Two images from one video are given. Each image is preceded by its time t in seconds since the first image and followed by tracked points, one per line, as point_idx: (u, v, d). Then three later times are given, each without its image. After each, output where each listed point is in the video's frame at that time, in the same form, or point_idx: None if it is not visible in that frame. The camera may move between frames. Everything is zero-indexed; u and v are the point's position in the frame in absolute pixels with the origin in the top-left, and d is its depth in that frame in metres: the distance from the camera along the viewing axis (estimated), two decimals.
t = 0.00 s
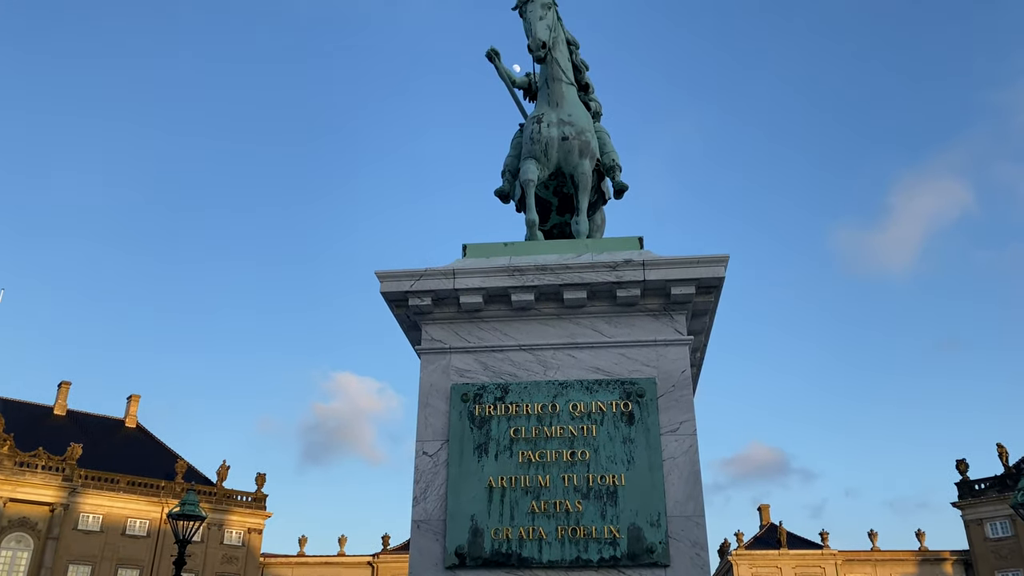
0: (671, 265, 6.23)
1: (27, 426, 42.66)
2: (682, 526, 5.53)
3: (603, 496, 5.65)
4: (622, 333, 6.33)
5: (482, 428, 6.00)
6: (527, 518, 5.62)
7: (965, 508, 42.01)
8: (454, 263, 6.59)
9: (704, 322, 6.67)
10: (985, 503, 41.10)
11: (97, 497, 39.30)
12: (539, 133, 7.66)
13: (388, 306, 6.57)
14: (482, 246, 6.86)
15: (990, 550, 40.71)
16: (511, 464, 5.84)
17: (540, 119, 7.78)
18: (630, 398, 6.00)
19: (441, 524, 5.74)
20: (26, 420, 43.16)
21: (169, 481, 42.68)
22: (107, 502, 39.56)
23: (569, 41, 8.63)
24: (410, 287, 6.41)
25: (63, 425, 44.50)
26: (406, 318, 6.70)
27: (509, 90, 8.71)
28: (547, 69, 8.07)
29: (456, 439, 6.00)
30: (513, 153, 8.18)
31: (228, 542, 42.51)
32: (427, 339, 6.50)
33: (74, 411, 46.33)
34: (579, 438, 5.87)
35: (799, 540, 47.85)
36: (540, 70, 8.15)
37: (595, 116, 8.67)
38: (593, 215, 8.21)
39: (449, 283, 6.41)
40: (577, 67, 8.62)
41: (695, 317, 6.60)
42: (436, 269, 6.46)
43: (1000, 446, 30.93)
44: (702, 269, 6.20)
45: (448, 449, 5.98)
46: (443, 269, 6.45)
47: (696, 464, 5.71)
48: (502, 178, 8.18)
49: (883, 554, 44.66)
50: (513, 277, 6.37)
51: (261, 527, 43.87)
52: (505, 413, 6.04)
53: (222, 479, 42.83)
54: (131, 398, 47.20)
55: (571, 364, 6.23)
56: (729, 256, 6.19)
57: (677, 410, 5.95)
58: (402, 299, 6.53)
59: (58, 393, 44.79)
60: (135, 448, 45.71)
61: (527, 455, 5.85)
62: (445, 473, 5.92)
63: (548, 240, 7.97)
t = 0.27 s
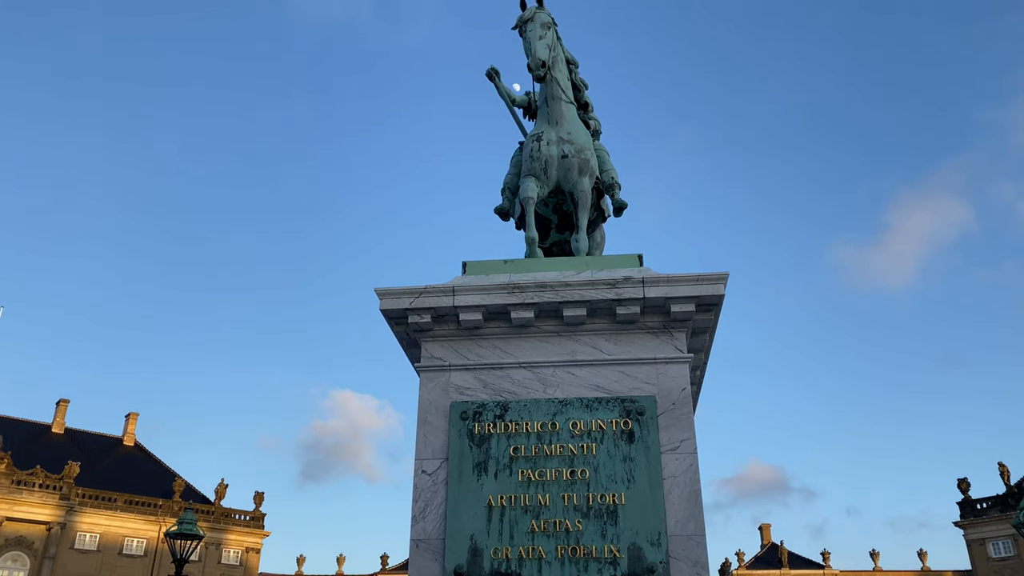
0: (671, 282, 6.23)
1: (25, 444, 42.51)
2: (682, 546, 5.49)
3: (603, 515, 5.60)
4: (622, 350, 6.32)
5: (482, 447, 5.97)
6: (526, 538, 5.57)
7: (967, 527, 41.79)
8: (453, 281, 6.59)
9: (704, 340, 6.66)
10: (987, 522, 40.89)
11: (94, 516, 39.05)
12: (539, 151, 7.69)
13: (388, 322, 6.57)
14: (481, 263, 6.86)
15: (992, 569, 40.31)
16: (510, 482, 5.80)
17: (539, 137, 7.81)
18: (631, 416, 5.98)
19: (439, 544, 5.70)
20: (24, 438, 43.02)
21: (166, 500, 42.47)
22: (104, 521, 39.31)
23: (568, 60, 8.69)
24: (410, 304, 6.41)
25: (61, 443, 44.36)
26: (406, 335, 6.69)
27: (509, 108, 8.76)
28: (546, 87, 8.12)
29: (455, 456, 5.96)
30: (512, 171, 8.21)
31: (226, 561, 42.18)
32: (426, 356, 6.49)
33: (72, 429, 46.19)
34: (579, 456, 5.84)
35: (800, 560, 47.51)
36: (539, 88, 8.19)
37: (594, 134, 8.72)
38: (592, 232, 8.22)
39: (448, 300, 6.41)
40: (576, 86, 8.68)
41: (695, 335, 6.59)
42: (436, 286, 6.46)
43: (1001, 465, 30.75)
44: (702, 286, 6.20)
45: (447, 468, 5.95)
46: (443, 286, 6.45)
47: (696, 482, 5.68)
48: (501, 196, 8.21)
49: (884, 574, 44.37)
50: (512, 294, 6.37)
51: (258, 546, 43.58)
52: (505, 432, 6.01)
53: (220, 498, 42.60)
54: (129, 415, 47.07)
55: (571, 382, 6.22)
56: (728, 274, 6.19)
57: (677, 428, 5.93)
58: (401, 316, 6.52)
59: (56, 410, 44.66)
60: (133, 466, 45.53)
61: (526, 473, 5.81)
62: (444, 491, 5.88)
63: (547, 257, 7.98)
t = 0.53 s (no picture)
0: (670, 299, 6.23)
1: (23, 461, 42.29)
2: (683, 564, 5.44)
3: (602, 534, 5.56)
4: (622, 367, 6.30)
5: (480, 464, 5.94)
6: (526, 557, 5.53)
7: (970, 547, 41.44)
8: (452, 298, 6.59)
9: (704, 357, 6.65)
10: (989, 541, 40.56)
11: (91, 534, 38.77)
12: (538, 169, 7.72)
13: (386, 339, 6.56)
14: (481, 279, 6.86)
15: None
16: (509, 500, 5.77)
17: (539, 154, 7.84)
18: (630, 434, 5.95)
19: (438, 563, 5.65)
20: (22, 456, 42.80)
21: (164, 518, 42.19)
22: (101, 540, 39.03)
23: (567, 78, 8.74)
24: (409, 321, 6.40)
25: (59, 461, 44.14)
26: (405, 352, 6.68)
27: (508, 126, 8.80)
28: (546, 105, 8.16)
29: (454, 475, 5.93)
30: (512, 189, 8.23)
31: None
32: (425, 374, 6.47)
33: (70, 447, 46.00)
34: (578, 474, 5.81)
35: None
36: (539, 106, 8.23)
37: (593, 152, 8.75)
38: (591, 249, 8.23)
39: (447, 317, 6.40)
40: (575, 104, 8.72)
41: (695, 352, 6.58)
42: (435, 303, 6.46)
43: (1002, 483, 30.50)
44: (701, 304, 6.19)
45: (446, 486, 5.91)
46: (442, 303, 6.45)
47: (697, 500, 5.65)
48: (501, 213, 8.23)
49: None
50: (512, 311, 6.36)
51: (256, 565, 43.24)
52: (504, 449, 5.98)
53: (218, 516, 42.33)
54: (128, 433, 46.83)
55: (571, 400, 6.19)
56: (727, 291, 6.19)
57: (677, 446, 5.90)
58: (400, 333, 6.51)
59: (54, 428, 44.47)
60: (130, 485, 45.27)
61: (526, 491, 5.78)
62: (443, 510, 5.84)
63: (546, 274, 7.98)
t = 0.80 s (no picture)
0: (670, 315, 6.23)
1: (20, 478, 42.06)
2: None
3: (602, 551, 5.52)
4: (621, 384, 6.29)
5: (479, 482, 5.91)
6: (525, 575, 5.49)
7: (971, 564, 41.15)
8: (452, 314, 6.59)
9: (703, 373, 6.64)
10: (990, 559, 40.31)
11: (88, 552, 38.46)
12: (538, 185, 7.74)
13: (385, 355, 6.54)
14: (480, 296, 6.86)
15: None
16: (508, 518, 5.74)
17: (538, 171, 7.86)
18: (630, 451, 5.93)
19: None
20: (19, 473, 42.57)
21: (161, 535, 41.92)
22: (98, 557, 38.72)
23: (566, 95, 8.78)
24: (408, 337, 6.40)
25: (56, 478, 43.91)
26: (404, 368, 6.66)
27: (508, 143, 8.83)
28: (545, 122, 8.20)
29: (453, 492, 5.90)
30: (511, 205, 8.26)
31: None
32: (424, 390, 6.46)
33: (67, 464, 45.78)
34: (578, 492, 5.78)
35: None
36: (538, 123, 8.27)
37: (592, 168, 8.79)
38: (591, 265, 8.24)
39: (446, 333, 6.40)
40: (574, 121, 8.76)
41: (694, 369, 6.57)
42: (434, 319, 6.46)
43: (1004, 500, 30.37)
44: (700, 320, 6.19)
45: (445, 504, 5.88)
46: (441, 319, 6.45)
47: (697, 517, 5.62)
48: (500, 229, 8.25)
49: None
50: (511, 327, 6.36)
51: None
52: (503, 466, 5.96)
53: (216, 533, 42.07)
54: (126, 450, 46.60)
55: (570, 417, 6.17)
56: (726, 307, 6.19)
57: (677, 463, 5.88)
58: (399, 349, 6.50)
59: (52, 444, 44.29)
60: (127, 502, 45.01)
61: (525, 509, 5.75)
62: (442, 527, 5.80)
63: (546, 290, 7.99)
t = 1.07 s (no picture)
0: (669, 329, 6.22)
1: (16, 493, 41.81)
2: None
3: (601, 567, 5.49)
4: (620, 398, 6.27)
5: (478, 497, 5.88)
6: None
7: None
8: (451, 328, 6.58)
9: (702, 388, 6.63)
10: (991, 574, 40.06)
11: (84, 568, 38.15)
12: (536, 200, 7.76)
13: (384, 370, 6.53)
14: (479, 310, 6.86)
15: None
16: (507, 533, 5.70)
17: (537, 186, 7.88)
18: (629, 466, 5.91)
19: None
20: (15, 488, 42.32)
21: (158, 551, 41.64)
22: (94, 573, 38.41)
23: (565, 110, 8.83)
24: (407, 351, 6.39)
25: (53, 493, 43.65)
26: (403, 382, 6.65)
27: (507, 157, 8.86)
28: (544, 137, 8.23)
29: (452, 507, 5.88)
30: (510, 219, 8.28)
31: None
32: (423, 405, 6.44)
33: (64, 479, 45.56)
34: (577, 507, 5.75)
35: None
36: (537, 138, 8.30)
37: (591, 183, 8.81)
38: (590, 279, 8.24)
39: (445, 347, 6.39)
40: (573, 135, 8.80)
41: (694, 383, 6.56)
42: (433, 333, 6.45)
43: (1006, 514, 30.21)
44: (699, 334, 6.19)
45: (444, 519, 5.85)
46: (440, 333, 6.45)
47: (696, 533, 5.59)
48: (499, 243, 8.26)
49: None
50: (510, 341, 6.35)
51: None
52: (502, 481, 5.93)
53: (213, 548, 41.80)
54: (123, 465, 46.38)
55: (569, 431, 6.15)
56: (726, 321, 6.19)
57: (677, 477, 5.86)
58: (398, 363, 6.49)
59: (48, 459, 44.07)
60: (124, 517, 44.75)
61: (524, 524, 5.72)
62: (441, 543, 5.76)
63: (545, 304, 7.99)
